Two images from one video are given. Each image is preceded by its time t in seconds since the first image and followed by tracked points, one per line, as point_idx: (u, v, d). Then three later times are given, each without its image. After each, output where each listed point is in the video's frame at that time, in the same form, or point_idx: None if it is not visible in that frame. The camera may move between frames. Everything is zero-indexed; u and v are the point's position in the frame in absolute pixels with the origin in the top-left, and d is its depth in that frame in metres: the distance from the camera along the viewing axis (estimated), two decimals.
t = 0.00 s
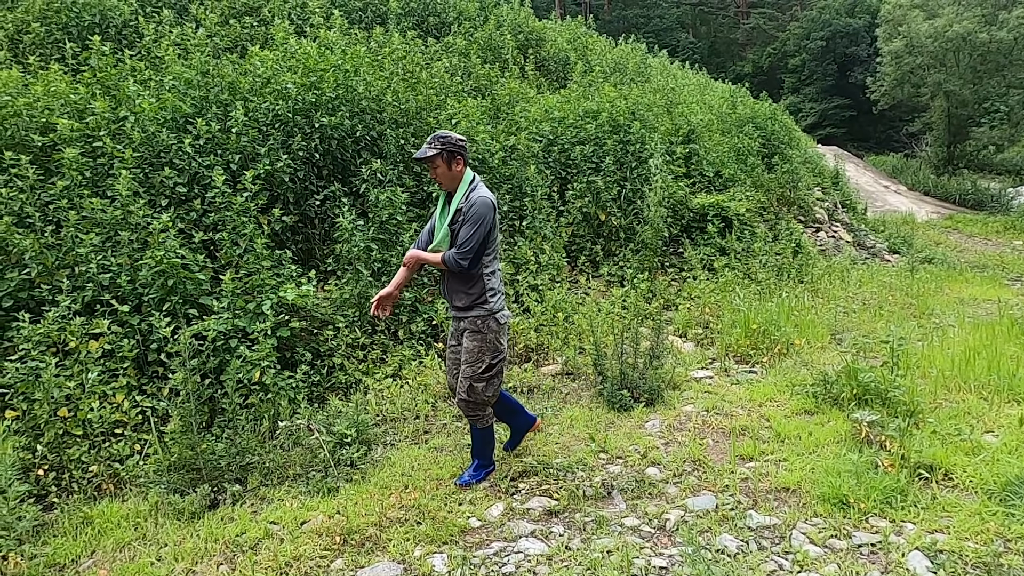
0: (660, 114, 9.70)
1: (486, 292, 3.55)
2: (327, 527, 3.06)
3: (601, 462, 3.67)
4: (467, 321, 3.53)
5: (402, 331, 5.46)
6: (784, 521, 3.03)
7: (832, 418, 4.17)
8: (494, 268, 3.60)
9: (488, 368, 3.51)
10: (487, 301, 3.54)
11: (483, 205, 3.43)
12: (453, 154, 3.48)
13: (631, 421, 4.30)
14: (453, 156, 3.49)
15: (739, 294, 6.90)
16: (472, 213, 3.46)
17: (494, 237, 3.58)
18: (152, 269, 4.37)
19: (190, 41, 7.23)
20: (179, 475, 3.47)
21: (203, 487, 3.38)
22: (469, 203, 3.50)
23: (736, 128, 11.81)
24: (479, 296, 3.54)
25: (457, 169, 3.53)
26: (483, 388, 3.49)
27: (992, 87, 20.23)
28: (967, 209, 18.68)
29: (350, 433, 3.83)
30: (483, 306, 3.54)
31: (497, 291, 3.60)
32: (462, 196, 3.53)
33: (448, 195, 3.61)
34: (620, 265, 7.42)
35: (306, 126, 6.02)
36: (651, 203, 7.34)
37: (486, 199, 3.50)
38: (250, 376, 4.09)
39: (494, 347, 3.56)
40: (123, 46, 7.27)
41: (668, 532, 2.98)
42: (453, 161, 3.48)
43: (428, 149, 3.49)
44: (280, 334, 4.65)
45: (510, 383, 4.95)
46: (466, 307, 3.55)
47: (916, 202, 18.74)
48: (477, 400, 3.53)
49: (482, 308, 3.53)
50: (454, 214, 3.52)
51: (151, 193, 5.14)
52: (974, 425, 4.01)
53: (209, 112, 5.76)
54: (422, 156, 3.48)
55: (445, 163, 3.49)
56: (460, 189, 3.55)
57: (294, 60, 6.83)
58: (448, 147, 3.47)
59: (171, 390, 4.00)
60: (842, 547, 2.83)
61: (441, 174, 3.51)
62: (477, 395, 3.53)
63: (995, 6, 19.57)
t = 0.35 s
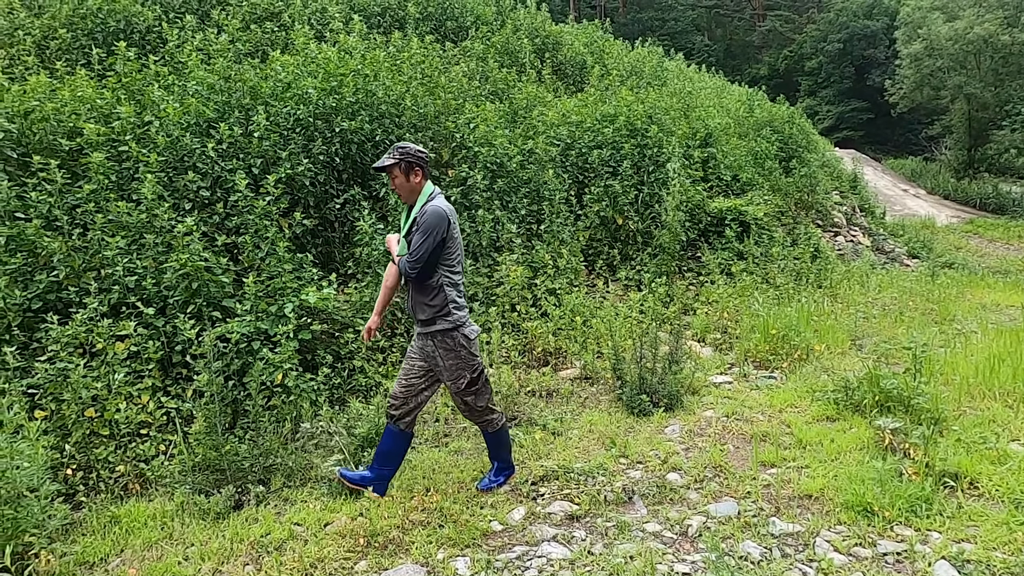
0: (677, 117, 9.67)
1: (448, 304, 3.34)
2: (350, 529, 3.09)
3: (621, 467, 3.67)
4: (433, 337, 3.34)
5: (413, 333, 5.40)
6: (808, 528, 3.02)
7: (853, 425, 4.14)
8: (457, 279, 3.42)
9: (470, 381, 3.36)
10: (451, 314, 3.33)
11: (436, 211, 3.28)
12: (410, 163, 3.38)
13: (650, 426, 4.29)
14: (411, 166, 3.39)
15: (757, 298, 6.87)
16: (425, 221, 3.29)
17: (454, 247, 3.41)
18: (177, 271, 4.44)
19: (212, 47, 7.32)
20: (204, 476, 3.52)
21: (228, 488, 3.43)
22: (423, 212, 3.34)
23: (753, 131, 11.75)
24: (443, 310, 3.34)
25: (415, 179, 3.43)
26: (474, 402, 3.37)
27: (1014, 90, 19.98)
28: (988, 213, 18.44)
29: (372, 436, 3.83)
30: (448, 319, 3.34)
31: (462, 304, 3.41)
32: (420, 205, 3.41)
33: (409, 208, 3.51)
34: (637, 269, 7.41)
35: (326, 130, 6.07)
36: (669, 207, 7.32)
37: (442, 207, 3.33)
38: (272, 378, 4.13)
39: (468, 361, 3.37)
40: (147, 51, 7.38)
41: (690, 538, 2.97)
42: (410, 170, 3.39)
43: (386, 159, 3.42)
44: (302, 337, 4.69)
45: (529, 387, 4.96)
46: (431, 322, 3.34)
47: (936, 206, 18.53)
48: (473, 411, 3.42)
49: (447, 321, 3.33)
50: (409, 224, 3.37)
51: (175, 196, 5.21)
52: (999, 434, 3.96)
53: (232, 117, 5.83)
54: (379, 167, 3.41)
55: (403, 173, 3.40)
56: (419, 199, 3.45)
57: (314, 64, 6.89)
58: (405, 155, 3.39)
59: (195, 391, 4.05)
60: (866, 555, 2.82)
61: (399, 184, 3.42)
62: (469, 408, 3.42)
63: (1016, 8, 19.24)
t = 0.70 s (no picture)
0: (696, 120, 9.64)
1: (392, 314, 3.33)
2: (375, 530, 3.12)
3: (644, 471, 3.66)
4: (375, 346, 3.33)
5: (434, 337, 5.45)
6: (834, 535, 3.00)
7: (878, 431, 4.10)
8: (404, 287, 3.41)
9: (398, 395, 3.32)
10: (392, 323, 3.32)
11: (378, 214, 3.33)
12: (351, 164, 3.48)
13: (672, 431, 4.27)
14: (352, 167, 3.49)
15: (779, 303, 6.82)
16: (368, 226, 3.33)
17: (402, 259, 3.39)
18: (203, 273, 4.51)
19: (236, 51, 7.42)
20: (230, 475, 3.56)
21: (254, 487, 3.48)
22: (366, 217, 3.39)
23: (773, 135, 11.67)
24: (385, 317, 3.33)
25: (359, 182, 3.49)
26: (388, 418, 3.27)
27: None
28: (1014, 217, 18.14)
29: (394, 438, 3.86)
30: (391, 328, 3.33)
31: (408, 312, 3.39)
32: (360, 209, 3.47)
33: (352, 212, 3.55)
34: (656, 272, 7.39)
35: (348, 134, 6.12)
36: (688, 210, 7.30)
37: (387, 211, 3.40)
38: (296, 379, 4.17)
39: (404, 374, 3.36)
40: (173, 57, 7.51)
41: (715, 543, 2.97)
42: (351, 172, 3.48)
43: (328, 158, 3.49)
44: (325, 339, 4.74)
45: (550, 390, 4.97)
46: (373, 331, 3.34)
47: (959, 210, 18.26)
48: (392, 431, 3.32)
49: (391, 329, 3.33)
50: (353, 230, 3.41)
51: (201, 199, 5.29)
52: None
53: (256, 120, 5.90)
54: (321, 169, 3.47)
55: (344, 174, 3.49)
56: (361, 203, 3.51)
57: (336, 68, 6.96)
58: (347, 157, 3.47)
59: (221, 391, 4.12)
60: (894, 564, 2.80)
61: (339, 185, 3.49)
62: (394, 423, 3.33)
63: None
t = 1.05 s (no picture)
0: (716, 124, 9.61)
1: (343, 327, 3.37)
2: (402, 531, 3.18)
3: (667, 476, 3.66)
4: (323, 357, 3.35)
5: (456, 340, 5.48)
6: (861, 542, 2.99)
7: (904, 438, 4.07)
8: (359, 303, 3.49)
9: (334, 408, 3.32)
10: (342, 334, 3.35)
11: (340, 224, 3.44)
12: (311, 176, 3.57)
13: (695, 435, 4.27)
14: (311, 179, 3.58)
15: (802, 308, 6.78)
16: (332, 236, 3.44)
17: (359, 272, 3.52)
18: (231, 276, 4.59)
19: (261, 57, 7.53)
20: (258, 475, 3.69)
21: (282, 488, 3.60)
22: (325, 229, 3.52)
23: (793, 138, 11.60)
24: (338, 328, 3.37)
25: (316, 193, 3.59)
26: (324, 430, 3.29)
27: None
28: None
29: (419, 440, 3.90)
30: (340, 341, 3.35)
31: (362, 326, 3.43)
32: (318, 220, 3.57)
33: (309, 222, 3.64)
34: (677, 276, 7.38)
35: (371, 138, 6.19)
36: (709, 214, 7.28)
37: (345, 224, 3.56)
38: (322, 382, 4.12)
39: (347, 390, 3.35)
40: (200, 63, 7.63)
41: (741, 549, 2.97)
42: (311, 183, 3.57)
43: (284, 170, 3.57)
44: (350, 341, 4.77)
45: (572, 394, 4.98)
46: (323, 341, 3.37)
47: (984, 214, 17.98)
48: (316, 443, 3.32)
49: (341, 341, 3.34)
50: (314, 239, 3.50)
51: (228, 203, 5.38)
52: None
53: (281, 125, 5.99)
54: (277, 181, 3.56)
55: (301, 184, 3.56)
56: (315, 214, 3.60)
57: (359, 73, 7.03)
58: (305, 168, 3.56)
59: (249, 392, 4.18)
60: (923, 572, 2.79)
61: (297, 195, 3.56)
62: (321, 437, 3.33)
63: None
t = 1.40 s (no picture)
0: (734, 127, 9.59)
1: (316, 333, 3.43)
2: (426, 531, 3.24)
3: (689, 479, 3.68)
4: (297, 365, 3.40)
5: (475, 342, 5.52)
6: (885, 548, 3.00)
7: (926, 444, 4.06)
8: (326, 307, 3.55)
9: (318, 414, 3.39)
10: (317, 342, 3.41)
11: (317, 233, 3.46)
12: (284, 184, 3.47)
13: (715, 439, 4.28)
14: (284, 186, 3.48)
15: (821, 312, 6.75)
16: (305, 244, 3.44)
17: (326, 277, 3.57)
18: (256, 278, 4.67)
19: (283, 61, 7.63)
20: (284, 474, 3.81)
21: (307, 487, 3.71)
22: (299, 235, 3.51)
23: (811, 142, 11.56)
24: (311, 335, 3.43)
25: (283, 199, 3.51)
26: (311, 438, 3.34)
27: None
28: None
29: (442, 441, 3.92)
30: (314, 346, 3.42)
31: (332, 330, 3.51)
32: (290, 226, 3.52)
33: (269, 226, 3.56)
34: (694, 280, 7.38)
35: (392, 142, 6.25)
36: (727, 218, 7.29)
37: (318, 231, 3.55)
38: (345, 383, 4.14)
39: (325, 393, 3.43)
40: (223, 67, 7.75)
41: (764, 552, 2.99)
42: (283, 191, 3.48)
43: (255, 177, 3.39)
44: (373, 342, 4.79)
45: (591, 396, 5.01)
46: (294, 349, 3.42)
47: (1004, 219, 17.78)
48: (304, 450, 3.37)
49: (315, 348, 3.42)
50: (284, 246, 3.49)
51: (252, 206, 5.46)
52: None
53: (304, 129, 6.07)
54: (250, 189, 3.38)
55: (276, 192, 3.47)
56: (286, 220, 3.54)
57: (380, 77, 7.10)
58: (279, 175, 3.46)
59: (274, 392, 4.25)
60: None
61: (270, 203, 3.47)
62: (304, 444, 3.38)
63: None
